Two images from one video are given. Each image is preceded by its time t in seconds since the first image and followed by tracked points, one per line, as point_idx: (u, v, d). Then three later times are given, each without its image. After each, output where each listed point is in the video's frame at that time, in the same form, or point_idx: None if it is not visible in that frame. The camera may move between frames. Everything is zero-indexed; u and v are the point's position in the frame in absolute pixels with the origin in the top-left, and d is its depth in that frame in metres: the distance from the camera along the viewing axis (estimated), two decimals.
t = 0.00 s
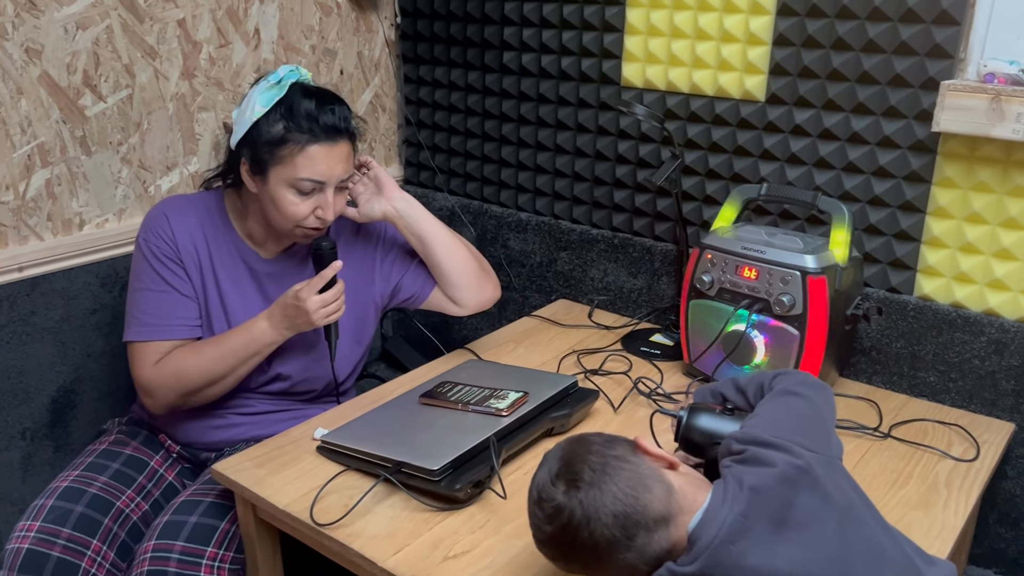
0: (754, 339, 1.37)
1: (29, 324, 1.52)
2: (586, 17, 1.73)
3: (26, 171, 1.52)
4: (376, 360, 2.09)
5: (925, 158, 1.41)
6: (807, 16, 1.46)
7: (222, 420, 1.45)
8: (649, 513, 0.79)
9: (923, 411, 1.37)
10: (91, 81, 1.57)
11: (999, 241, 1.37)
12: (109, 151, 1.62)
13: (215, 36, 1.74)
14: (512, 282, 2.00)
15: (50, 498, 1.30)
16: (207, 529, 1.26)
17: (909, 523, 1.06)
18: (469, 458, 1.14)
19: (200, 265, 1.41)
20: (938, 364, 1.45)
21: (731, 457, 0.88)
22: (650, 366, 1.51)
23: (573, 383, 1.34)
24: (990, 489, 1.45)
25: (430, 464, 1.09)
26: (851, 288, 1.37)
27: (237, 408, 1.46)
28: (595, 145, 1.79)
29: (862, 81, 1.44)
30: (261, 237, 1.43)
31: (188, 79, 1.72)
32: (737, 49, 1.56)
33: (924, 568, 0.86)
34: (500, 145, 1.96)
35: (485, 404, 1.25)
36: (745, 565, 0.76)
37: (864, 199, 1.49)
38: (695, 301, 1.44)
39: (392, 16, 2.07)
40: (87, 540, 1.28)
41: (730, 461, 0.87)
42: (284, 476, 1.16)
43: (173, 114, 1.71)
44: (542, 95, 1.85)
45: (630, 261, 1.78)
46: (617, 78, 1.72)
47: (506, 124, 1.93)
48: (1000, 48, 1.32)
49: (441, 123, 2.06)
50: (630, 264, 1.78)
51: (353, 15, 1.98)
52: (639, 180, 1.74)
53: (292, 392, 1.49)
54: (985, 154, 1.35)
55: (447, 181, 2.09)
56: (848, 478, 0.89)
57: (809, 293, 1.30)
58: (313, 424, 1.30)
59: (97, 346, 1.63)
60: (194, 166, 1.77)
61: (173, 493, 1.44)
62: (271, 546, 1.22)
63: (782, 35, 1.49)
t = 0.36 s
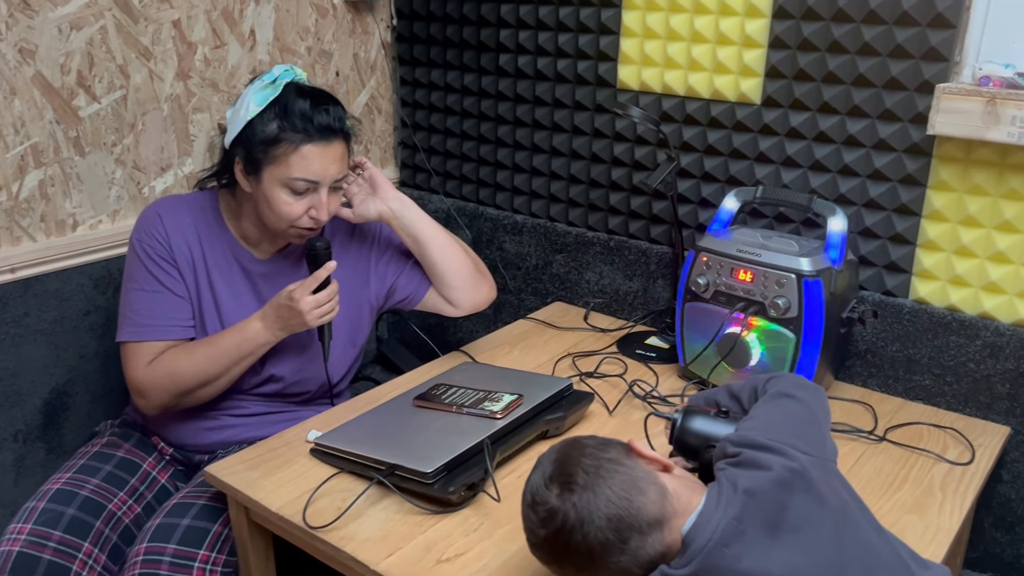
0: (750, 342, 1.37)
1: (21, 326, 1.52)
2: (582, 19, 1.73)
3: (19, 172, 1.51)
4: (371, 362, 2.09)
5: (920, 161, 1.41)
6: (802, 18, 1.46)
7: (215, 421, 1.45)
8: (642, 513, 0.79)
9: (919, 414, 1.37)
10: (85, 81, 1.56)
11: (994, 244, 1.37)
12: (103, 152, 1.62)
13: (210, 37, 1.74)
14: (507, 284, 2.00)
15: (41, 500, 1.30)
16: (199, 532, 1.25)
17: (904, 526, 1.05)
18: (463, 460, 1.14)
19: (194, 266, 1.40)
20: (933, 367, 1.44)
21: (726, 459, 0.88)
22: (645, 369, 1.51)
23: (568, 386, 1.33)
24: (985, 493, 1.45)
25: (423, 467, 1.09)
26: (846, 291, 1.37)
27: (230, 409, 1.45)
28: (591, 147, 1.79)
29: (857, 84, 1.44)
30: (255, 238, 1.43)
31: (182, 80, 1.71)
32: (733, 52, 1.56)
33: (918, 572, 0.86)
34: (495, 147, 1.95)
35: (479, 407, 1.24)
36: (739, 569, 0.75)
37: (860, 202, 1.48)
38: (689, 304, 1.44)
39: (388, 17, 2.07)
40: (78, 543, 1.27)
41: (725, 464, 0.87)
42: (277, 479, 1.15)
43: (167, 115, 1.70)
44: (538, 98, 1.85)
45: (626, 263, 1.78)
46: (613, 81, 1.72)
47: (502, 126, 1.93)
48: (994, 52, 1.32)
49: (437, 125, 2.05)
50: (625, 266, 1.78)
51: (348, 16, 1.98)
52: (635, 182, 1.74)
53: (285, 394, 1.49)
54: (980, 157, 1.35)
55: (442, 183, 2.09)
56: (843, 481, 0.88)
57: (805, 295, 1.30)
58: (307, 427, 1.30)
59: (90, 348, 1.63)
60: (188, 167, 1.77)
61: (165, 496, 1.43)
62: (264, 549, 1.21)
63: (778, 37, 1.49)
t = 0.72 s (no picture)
0: (749, 345, 1.37)
1: (20, 328, 1.52)
2: (581, 23, 1.73)
3: (18, 175, 1.51)
4: (370, 365, 2.08)
5: (919, 165, 1.41)
6: (801, 22, 1.47)
7: (215, 426, 1.44)
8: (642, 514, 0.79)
9: (917, 417, 1.37)
10: (85, 84, 1.56)
11: (992, 248, 1.38)
12: (102, 155, 1.62)
13: (209, 40, 1.74)
14: (506, 288, 2.00)
15: (39, 503, 1.30)
16: (198, 534, 1.25)
17: (903, 529, 1.05)
18: (463, 463, 1.14)
19: (195, 270, 1.40)
20: (932, 371, 1.45)
21: (726, 463, 0.88)
22: (644, 373, 1.51)
23: (567, 390, 1.33)
24: (984, 496, 1.45)
25: (423, 470, 1.09)
26: (845, 294, 1.37)
27: (230, 413, 1.45)
28: (590, 151, 1.79)
29: (856, 88, 1.44)
30: (256, 242, 1.43)
31: (182, 83, 1.71)
32: (732, 56, 1.56)
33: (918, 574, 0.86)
34: (495, 151, 1.96)
35: (478, 410, 1.24)
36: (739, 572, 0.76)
37: (858, 206, 1.49)
38: (689, 307, 1.44)
39: (387, 21, 2.07)
40: (76, 545, 1.27)
41: (725, 467, 0.87)
42: (276, 482, 1.15)
43: (167, 119, 1.70)
44: (538, 101, 1.85)
45: (625, 267, 1.78)
46: (612, 85, 1.73)
47: (502, 130, 1.93)
48: (993, 56, 1.33)
49: (436, 129, 2.06)
50: (624, 270, 1.78)
51: (348, 20, 1.98)
52: (634, 186, 1.74)
53: (286, 398, 1.49)
54: (979, 161, 1.35)
55: (441, 187, 2.09)
56: (843, 483, 0.89)
57: (804, 299, 1.30)
58: (306, 430, 1.30)
59: (89, 351, 1.62)
60: (188, 170, 1.77)
61: (164, 499, 1.43)
62: (263, 552, 1.21)
63: (776, 41, 1.49)
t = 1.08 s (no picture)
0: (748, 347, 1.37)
1: (18, 330, 1.51)
2: (580, 24, 1.73)
3: (17, 176, 1.51)
4: (368, 367, 2.08)
5: (918, 166, 1.41)
6: (801, 23, 1.47)
7: (214, 430, 1.44)
8: (654, 509, 0.78)
9: (917, 419, 1.37)
10: (84, 85, 1.56)
11: (992, 248, 1.38)
12: (101, 156, 1.62)
13: (208, 41, 1.74)
14: (505, 289, 2.00)
15: (36, 504, 1.29)
16: (196, 535, 1.24)
17: (903, 530, 1.05)
18: (463, 464, 1.14)
19: (193, 272, 1.40)
20: (931, 372, 1.45)
21: (724, 461, 0.89)
22: (644, 374, 1.50)
23: (567, 390, 1.33)
24: (984, 498, 1.45)
25: (423, 471, 1.08)
26: (844, 296, 1.37)
27: (228, 417, 1.45)
28: (589, 152, 1.79)
29: (856, 89, 1.44)
30: (256, 241, 1.43)
31: (181, 84, 1.71)
32: (731, 57, 1.56)
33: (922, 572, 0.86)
34: (494, 152, 1.96)
35: (478, 411, 1.24)
36: (744, 568, 0.76)
37: (858, 207, 1.49)
38: (687, 308, 1.44)
39: (386, 22, 2.07)
40: (74, 546, 1.26)
41: (723, 465, 0.88)
42: (275, 483, 1.15)
43: (166, 120, 1.70)
44: (537, 102, 1.85)
45: (624, 268, 1.78)
46: (611, 86, 1.73)
47: (501, 131, 1.93)
48: (992, 57, 1.33)
49: (435, 130, 2.05)
50: (624, 271, 1.78)
51: (347, 21, 1.98)
52: (633, 187, 1.74)
53: (286, 401, 1.48)
54: (978, 162, 1.35)
55: (440, 188, 2.09)
56: (843, 482, 0.89)
57: (805, 300, 1.30)
58: (305, 431, 1.29)
59: (88, 353, 1.62)
60: (186, 171, 1.77)
61: (162, 501, 1.42)
62: (262, 553, 1.21)
63: (776, 42, 1.49)
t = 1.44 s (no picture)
0: (746, 347, 1.37)
1: (15, 330, 1.51)
2: (577, 25, 1.73)
3: (13, 176, 1.51)
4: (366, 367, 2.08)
5: (915, 166, 1.41)
6: (798, 24, 1.47)
7: (217, 433, 1.44)
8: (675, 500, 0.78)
9: (915, 419, 1.37)
10: (81, 85, 1.56)
11: (989, 249, 1.38)
12: (98, 156, 1.61)
13: (206, 41, 1.74)
14: (503, 289, 2.00)
15: (35, 505, 1.29)
16: (194, 537, 1.24)
17: (900, 530, 1.05)
18: (461, 465, 1.13)
19: (197, 273, 1.40)
20: (929, 372, 1.45)
21: (732, 458, 0.89)
22: (642, 374, 1.50)
23: (564, 390, 1.33)
24: (981, 498, 1.45)
25: (419, 472, 1.08)
26: (842, 296, 1.37)
27: (230, 421, 1.45)
28: (587, 152, 1.79)
29: (853, 89, 1.45)
30: (258, 242, 1.43)
31: (178, 84, 1.71)
32: (728, 57, 1.56)
33: None
34: (491, 152, 1.96)
35: (476, 411, 1.24)
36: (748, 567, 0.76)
37: (855, 207, 1.49)
38: (685, 309, 1.44)
39: (383, 23, 2.07)
40: (73, 548, 1.26)
41: (732, 463, 0.88)
42: (272, 484, 1.14)
43: (163, 120, 1.70)
44: (534, 103, 1.85)
45: (622, 268, 1.78)
46: (609, 86, 1.73)
47: (498, 131, 1.93)
48: (990, 57, 1.33)
49: (433, 130, 2.05)
50: (621, 271, 1.78)
51: (344, 21, 1.98)
52: (631, 187, 1.74)
53: (289, 404, 1.48)
54: (975, 162, 1.35)
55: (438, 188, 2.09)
56: (849, 485, 0.89)
57: (802, 300, 1.30)
58: (303, 432, 1.29)
59: (85, 353, 1.62)
60: (184, 172, 1.77)
61: (160, 502, 1.42)
62: (259, 555, 1.20)
63: (773, 42, 1.50)
